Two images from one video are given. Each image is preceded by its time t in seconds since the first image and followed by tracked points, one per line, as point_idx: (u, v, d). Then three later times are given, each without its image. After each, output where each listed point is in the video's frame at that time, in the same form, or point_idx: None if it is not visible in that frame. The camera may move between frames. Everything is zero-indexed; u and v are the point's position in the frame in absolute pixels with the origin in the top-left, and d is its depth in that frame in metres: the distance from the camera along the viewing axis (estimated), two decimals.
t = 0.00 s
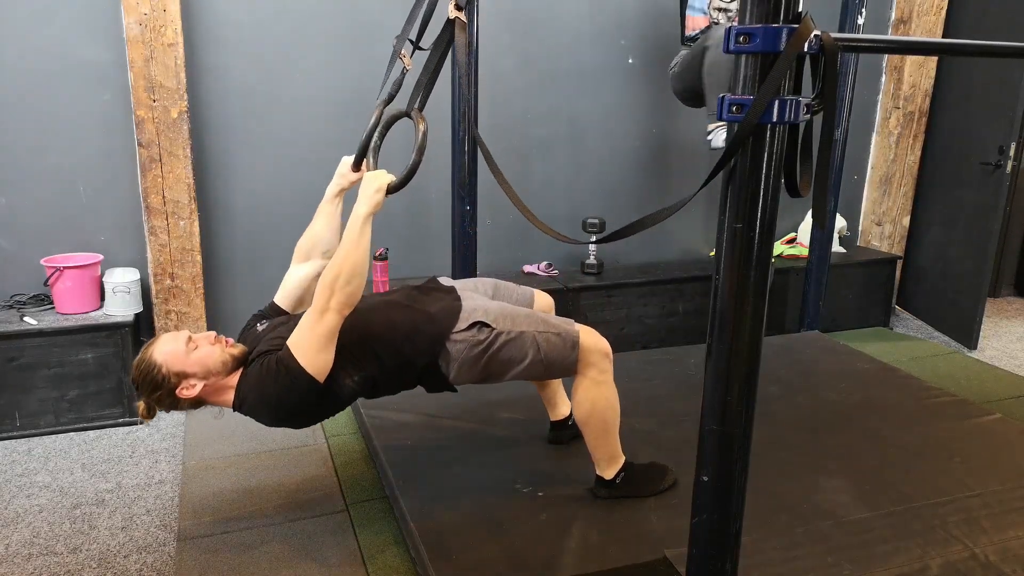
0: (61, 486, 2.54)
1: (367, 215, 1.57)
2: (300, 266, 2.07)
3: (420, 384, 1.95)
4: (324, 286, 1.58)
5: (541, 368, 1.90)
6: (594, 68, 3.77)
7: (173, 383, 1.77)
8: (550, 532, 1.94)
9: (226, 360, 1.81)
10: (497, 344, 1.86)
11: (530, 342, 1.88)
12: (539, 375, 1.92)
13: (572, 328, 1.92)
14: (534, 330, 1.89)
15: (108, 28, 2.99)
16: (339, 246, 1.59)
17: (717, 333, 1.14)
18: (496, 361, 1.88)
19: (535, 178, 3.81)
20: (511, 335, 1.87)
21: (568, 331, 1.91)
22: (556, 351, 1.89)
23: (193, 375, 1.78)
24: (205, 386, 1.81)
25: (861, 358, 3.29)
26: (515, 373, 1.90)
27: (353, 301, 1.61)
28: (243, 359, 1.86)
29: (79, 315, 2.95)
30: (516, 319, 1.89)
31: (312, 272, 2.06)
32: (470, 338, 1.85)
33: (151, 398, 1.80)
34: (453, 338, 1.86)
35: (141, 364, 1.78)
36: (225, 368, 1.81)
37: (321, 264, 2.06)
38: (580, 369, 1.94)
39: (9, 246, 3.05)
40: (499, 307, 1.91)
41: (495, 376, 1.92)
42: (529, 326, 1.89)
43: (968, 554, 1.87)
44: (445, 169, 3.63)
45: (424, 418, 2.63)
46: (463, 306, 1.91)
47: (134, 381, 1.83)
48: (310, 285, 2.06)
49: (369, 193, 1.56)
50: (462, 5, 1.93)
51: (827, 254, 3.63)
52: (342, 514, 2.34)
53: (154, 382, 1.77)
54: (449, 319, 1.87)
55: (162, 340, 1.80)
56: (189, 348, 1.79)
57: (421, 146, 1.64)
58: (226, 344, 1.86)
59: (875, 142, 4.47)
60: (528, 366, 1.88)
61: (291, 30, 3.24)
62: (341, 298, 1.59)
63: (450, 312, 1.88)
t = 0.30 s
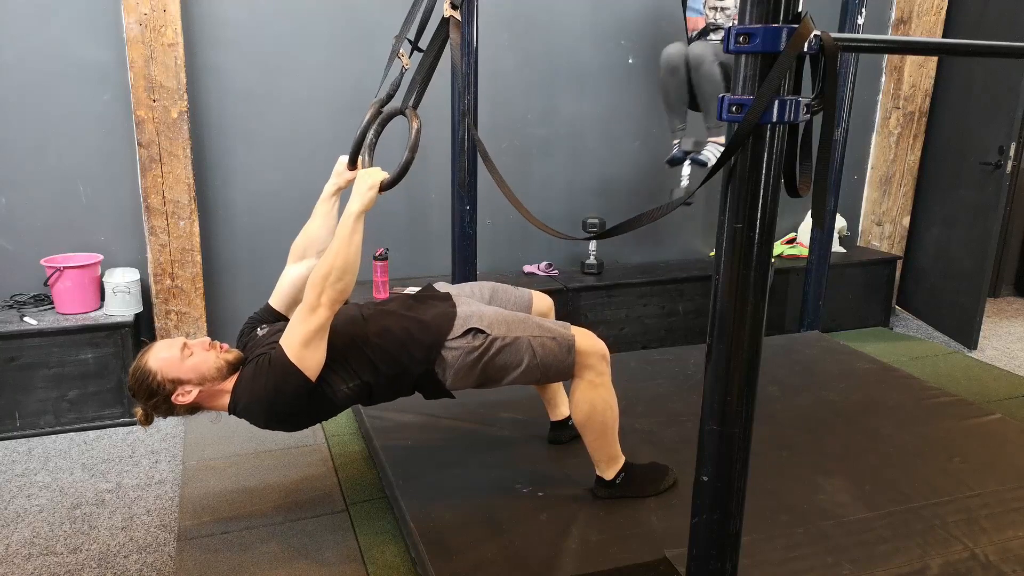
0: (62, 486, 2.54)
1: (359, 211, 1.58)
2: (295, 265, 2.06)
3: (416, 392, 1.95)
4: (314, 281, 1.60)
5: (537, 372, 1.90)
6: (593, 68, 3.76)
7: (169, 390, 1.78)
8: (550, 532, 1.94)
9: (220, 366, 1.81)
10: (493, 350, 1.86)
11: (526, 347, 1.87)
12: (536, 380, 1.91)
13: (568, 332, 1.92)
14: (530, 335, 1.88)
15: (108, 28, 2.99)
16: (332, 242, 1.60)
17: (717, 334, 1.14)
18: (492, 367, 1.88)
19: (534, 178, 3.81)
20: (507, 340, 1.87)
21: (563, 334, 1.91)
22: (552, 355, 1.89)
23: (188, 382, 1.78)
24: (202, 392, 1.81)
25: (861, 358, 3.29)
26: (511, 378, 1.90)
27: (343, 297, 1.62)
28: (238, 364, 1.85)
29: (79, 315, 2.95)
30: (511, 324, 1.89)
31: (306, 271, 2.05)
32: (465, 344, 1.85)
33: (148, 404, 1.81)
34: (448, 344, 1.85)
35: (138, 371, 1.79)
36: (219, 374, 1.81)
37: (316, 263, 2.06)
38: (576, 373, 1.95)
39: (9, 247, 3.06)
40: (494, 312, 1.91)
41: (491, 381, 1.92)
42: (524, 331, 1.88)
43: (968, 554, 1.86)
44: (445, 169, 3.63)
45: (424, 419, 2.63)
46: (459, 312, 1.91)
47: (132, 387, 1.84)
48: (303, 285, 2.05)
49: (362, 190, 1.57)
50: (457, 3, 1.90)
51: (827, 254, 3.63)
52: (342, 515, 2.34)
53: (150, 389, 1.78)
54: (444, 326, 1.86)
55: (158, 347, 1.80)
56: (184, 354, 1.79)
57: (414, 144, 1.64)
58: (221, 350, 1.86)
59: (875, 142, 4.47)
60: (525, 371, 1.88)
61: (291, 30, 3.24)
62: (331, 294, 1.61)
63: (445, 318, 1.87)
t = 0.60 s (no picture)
0: (62, 486, 2.54)
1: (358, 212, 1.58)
2: (295, 265, 2.06)
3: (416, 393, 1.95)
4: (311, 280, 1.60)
5: (536, 373, 1.89)
6: (593, 68, 3.76)
7: (168, 392, 1.79)
8: (550, 532, 1.94)
9: (218, 368, 1.82)
10: (492, 351, 1.86)
11: (524, 347, 1.87)
12: (535, 380, 1.91)
13: (566, 332, 1.92)
14: (528, 335, 1.88)
15: (108, 28, 2.99)
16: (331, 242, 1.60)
17: (717, 334, 1.14)
18: (491, 367, 1.88)
19: (534, 179, 3.81)
20: (505, 341, 1.87)
21: (562, 334, 1.91)
22: (551, 355, 1.89)
23: (187, 384, 1.79)
24: (201, 394, 1.81)
25: (861, 358, 3.29)
26: (510, 378, 1.90)
27: (339, 299, 1.62)
28: (236, 365, 1.86)
29: (79, 315, 2.95)
30: (510, 324, 1.89)
31: (305, 271, 2.05)
32: (464, 345, 1.85)
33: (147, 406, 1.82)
34: (447, 346, 1.86)
35: (137, 374, 1.81)
36: (217, 375, 1.81)
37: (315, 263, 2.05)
38: (575, 372, 1.95)
39: (9, 247, 3.06)
40: (493, 312, 1.91)
41: (491, 382, 1.92)
42: (523, 331, 1.88)
43: (968, 554, 1.86)
44: (445, 169, 3.63)
45: (423, 418, 2.63)
46: (457, 313, 1.91)
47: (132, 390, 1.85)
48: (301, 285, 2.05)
49: (362, 191, 1.56)
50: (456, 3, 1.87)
51: (827, 255, 3.63)
52: (342, 515, 2.34)
53: (149, 391, 1.79)
54: (443, 327, 1.86)
55: (156, 349, 1.82)
56: (181, 356, 1.80)
57: (413, 145, 1.63)
58: (220, 352, 1.87)
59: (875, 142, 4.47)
60: (524, 372, 1.88)
61: (291, 31, 3.24)
62: (328, 296, 1.61)
63: (444, 320, 1.87)
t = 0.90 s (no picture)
0: (61, 486, 2.54)
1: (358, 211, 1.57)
2: (299, 266, 2.06)
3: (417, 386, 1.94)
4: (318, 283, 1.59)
5: (538, 370, 1.89)
6: (593, 68, 3.76)
7: (172, 379, 1.78)
8: (551, 532, 1.94)
9: (223, 356, 1.82)
10: (495, 346, 1.86)
11: (528, 343, 1.87)
12: (537, 377, 1.91)
13: (569, 329, 1.92)
14: (532, 331, 1.88)
15: (108, 28, 2.99)
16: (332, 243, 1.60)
17: (717, 334, 1.14)
18: (494, 363, 1.88)
19: (534, 179, 3.81)
20: (509, 337, 1.86)
21: (565, 332, 1.91)
22: (554, 352, 1.89)
23: (191, 370, 1.79)
24: (204, 381, 1.82)
25: (861, 358, 3.29)
26: (511, 374, 1.90)
27: (348, 296, 1.61)
28: (239, 354, 1.86)
29: (79, 315, 2.95)
30: (514, 321, 1.88)
31: (308, 271, 2.04)
32: (468, 339, 1.85)
33: (148, 394, 1.81)
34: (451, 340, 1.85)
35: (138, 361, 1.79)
36: (222, 363, 1.82)
37: (318, 263, 2.05)
38: (577, 371, 1.94)
39: (9, 247, 3.06)
40: (497, 308, 1.90)
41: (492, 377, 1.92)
42: (526, 327, 1.88)
43: (968, 554, 1.86)
44: (444, 169, 3.63)
45: (423, 418, 2.63)
46: (462, 307, 1.90)
47: (132, 377, 1.84)
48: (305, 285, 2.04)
49: (361, 189, 1.56)
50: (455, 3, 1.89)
51: (827, 255, 3.63)
52: (342, 514, 2.34)
53: (151, 378, 1.78)
54: (447, 321, 1.85)
55: (159, 337, 1.80)
56: (185, 344, 1.79)
57: (412, 144, 1.63)
58: (222, 341, 1.87)
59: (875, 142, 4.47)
60: (526, 368, 1.88)
61: (291, 31, 3.24)
62: (338, 295, 1.60)
63: (448, 314, 1.87)
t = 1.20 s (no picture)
0: (62, 486, 2.54)
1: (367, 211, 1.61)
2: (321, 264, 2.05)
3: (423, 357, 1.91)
4: (359, 289, 1.59)
5: (550, 355, 1.89)
6: (593, 68, 3.76)
7: (180, 307, 1.74)
8: (551, 532, 1.94)
9: (234, 291, 1.76)
10: (513, 323, 1.86)
11: (544, 326, 1.88)
12: (548, 364, 1.91)
13: (585, 321, 1.93)
14: (550, 315, 1.89)
15: (108, 28, 2.99)
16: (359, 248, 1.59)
17: (717, 333, 1.14)
18: (508, 341, 1.88)
19: (535, 179, 3.81)
20: (528, 317, 1.87)
21: (582, 322, 1.92)
22: (568, 340, 1.89)
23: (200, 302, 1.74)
24: (211, 316, 1.76)
25: (861, 358, 3.29)
26: (522, 356, 1.89)
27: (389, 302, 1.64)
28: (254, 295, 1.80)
29: (79, 315, 2.95)
30: (534, 303, 1.89)
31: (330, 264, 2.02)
32: (487, 313, 1.85)
33: (156, 320, 1.77)
34: (471, 310, 1.85)
35: (152, 286, 1.76)
36: (232, 298, 1.76)
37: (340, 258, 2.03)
38: (588, 363, 1.94)
39: (9, 247, 3.06)
40: (518, 289, 1.91)
41: (502, 356, 1.91)
42: (544, 311, 1.89)
43: (968, 554, 1.86)
44: (445, 169, 3.63)
45: (423, 418, 2.63)
46: (485, 281, 1.91)
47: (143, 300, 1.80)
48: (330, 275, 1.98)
49: (371, 192, 1.61)
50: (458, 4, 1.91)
51: (827, 254, 3.63)
52: (342, 514, 2.34)
53: (162, 305, 1.74)
54: (469, 292, 1.86)
55: (175, 264, 1.77)
56: (201, 275, 1.74)
57: (423, 146, 1.66)
58: (239, 277, 1.81)
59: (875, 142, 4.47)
60: (539, 351, 1.88)
61: (291, 30, 3.24)
62: (381, 303, 1.62)
63: (471, 286, 1.88)
